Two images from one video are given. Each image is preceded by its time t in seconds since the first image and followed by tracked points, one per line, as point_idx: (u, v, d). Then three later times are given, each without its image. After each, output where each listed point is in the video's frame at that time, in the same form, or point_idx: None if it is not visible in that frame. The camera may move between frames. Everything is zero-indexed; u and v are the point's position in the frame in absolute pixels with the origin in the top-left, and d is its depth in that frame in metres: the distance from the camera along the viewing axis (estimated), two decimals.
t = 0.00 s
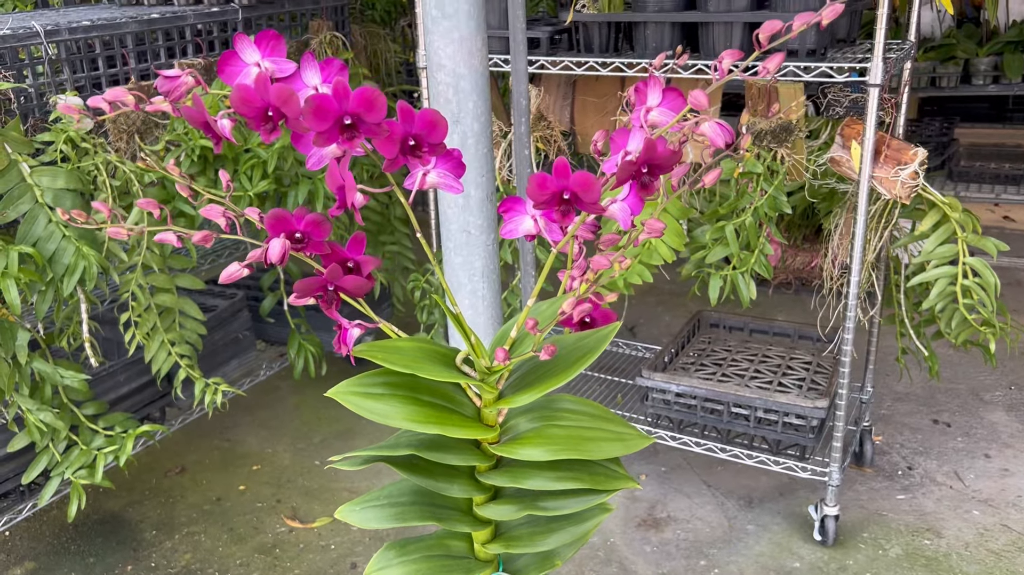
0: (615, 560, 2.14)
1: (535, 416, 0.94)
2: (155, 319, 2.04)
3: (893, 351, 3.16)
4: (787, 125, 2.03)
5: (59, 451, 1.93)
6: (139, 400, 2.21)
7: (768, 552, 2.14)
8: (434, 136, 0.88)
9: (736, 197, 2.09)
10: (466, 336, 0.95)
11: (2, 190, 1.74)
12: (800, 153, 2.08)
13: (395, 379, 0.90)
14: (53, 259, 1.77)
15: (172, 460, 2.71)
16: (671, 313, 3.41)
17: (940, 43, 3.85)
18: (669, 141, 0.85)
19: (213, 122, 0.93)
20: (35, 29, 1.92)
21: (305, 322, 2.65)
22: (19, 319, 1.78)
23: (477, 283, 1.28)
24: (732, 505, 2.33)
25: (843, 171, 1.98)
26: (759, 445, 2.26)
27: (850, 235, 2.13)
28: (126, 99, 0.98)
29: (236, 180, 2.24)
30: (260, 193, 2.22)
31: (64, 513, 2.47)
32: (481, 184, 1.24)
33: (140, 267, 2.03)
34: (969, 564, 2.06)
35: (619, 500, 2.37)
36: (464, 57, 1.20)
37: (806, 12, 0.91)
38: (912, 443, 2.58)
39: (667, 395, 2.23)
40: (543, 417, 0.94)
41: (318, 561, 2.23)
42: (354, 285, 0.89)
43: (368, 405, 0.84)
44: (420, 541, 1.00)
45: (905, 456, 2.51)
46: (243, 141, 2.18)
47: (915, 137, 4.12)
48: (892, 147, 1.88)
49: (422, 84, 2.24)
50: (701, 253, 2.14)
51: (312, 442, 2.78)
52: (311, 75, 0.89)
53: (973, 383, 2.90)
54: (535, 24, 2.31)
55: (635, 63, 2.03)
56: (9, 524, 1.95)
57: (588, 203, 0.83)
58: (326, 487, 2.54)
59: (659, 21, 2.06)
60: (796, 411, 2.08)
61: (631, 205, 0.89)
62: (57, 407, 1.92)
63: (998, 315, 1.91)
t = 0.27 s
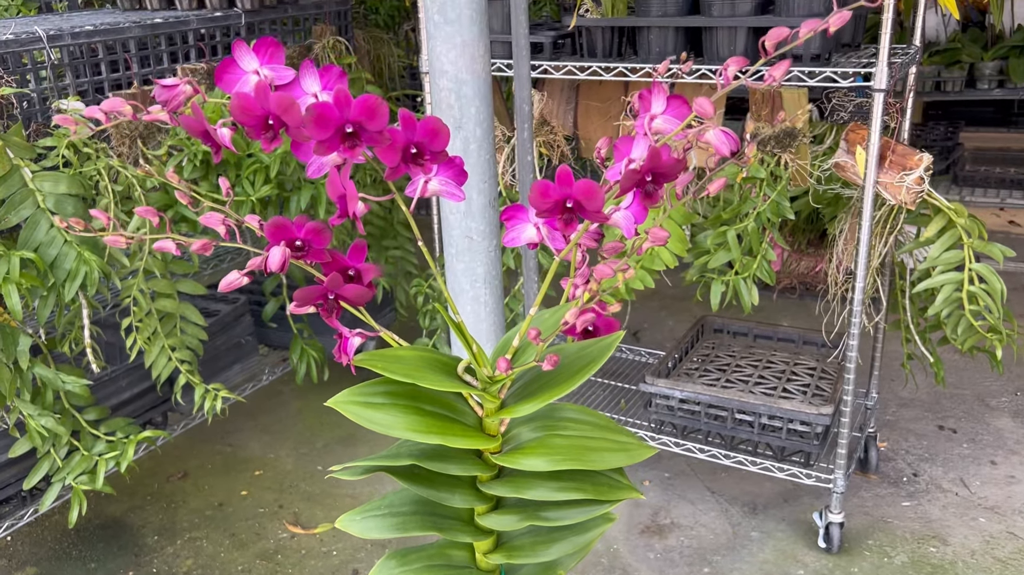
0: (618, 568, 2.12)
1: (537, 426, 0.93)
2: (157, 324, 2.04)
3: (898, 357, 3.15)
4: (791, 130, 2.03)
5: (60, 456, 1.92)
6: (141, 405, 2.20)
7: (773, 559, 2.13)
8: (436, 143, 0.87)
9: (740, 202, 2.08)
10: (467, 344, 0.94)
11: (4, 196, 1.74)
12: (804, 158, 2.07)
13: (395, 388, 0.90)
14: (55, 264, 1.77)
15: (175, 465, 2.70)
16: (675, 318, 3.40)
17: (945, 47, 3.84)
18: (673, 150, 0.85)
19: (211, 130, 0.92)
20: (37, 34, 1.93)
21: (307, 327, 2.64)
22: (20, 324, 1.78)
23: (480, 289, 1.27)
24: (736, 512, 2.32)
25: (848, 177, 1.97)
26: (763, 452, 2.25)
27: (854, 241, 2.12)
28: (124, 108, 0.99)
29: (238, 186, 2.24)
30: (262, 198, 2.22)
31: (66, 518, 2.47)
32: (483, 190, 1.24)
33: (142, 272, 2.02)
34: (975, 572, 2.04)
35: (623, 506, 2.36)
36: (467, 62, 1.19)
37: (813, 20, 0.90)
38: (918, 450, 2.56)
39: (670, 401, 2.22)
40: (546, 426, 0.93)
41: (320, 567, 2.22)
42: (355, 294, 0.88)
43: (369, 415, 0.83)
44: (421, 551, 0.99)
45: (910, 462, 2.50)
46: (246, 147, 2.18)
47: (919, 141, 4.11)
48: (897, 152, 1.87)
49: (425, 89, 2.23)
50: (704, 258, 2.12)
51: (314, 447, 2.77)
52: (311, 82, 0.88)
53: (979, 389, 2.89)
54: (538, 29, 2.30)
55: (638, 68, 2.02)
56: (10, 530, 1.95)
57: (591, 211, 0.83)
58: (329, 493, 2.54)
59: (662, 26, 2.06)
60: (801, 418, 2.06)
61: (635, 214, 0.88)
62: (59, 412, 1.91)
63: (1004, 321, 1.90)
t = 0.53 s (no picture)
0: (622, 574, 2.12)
1: (541, 435, 0.93)
2: (161, 330, 2.04)
3: (904, 362, 3.14)
4: (797, 138, 2.00)
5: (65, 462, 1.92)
6: (145, 410, 2.21)
7: (777, 566, 2.12)
8: (440, 153, 0.87)
9: (744, 207, 2.08)
10: (471, 354, 0.94)
11: (9, 202, 1.74)
12: (810, 164, 2.06)
13: (399, 398, 0.89)
14: (60, 270, 1.77)
15: (179, 470, 2.71)
16: (679, 323, 3.40)
17: (950, 52, 3.84)
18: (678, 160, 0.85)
19: (215, 140, 0.92)
20: (43, 40, 1.93)
21: (311, 332, 2.65)
22: (25, 330, 1.78)
23: (484, 296, 1.27)
24: (741, 518, 2.31)
25: (853, 182, 1.96)
26: (768, 458, 2.24)
27: (860, 246, 2.12)
28: (129, 118, 0.98)
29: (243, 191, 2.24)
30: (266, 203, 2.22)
31: (70, 523, 2.47)
32: (488, 197, 1.23)
33: (146, 278, 2.03)
34: None
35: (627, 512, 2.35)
36: (471, 69, 1.19)
37: (818, 28, 0.90)
38: (923, 456, 2.55)
39: (674, 407, 2.21)
40: (550, 436, 0.92)
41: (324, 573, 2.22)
42: (359, 304, 0.88)
43: (372, 425, 0.83)
44: (425, 560, 0.98)
45: (916, 468, 2.49)
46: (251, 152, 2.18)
47: (924, 145, 4.10)
48: (903, 157, 1.87)
49: (430, 94, 2.23)
50: (709, 264, 2.12)
51: (318, 452, 2.77)
52: (315, 92, 0.88)
53: (985, 394, 2.88)
54: (542, 34, 2.30)
55: (643, 73, 2.02)
56: (14, 535, 1.95)
57: (595, 222, 0.82)
58: (333, 498, 2.53)
59: (667, 31, 2.05)
60: (806, 424, 2.06)
61: (639, 223, 0.87)
62: (63, 418, 1.92)
63: (1011, 328, 1.88)
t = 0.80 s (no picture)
0: None
1: (549, 437, 0.93)
2: (167, 331, 2.04)
3: (910, 365, 3.13)
4: (803, 139, 2.01)
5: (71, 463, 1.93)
6: (151, 412, 2.21)
7: (784, 569, 2.11)
8: (449, 154, 0.87)
9: (751, 210, 2.06)
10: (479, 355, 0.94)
11: (17, 204, 1.74)
12: (816, 166, 2.06)
13: (407, 399, 0.89)
14: (67, 272, 1.78)
15: (185, 471, 2.71)
16: (684, 325, 3.40)
17: (957, 54, 3.83)
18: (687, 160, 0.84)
19: (225, 140, 0.93)
20: (50, 43, 1.94)
21: (317, 334, 2.65)
22: (32, 331, 1.78)
23: (491, 297, 1.27)
24: (747, 521, 2.31)
25: (860, 184, 1.96)
26: (774, 461, 2.23)
27: (866, 248, 2.11)
28: (139, 118, 0.99)
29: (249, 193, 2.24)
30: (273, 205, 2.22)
31: (77, 524, 2.47)
32: (495, 199, 1.24)
33: (153, 279, 2.03)
34: None
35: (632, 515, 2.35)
36: (478, 71, 1.19)
37: (827, 29, 0.90)
38: (930, 459, 2.54)
39: (680, 409, 2.21)
40: (558, 437, 0.92)
41: None
42: (367, 305, 0.88)
43: (381, 426, 0.83)
44: (432, 562, 0.98)
45: (922, 471, 2.48)
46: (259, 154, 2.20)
47: (930, 148, 4.10)
48: (910, 160, 1.87)
49: (436, 96, 2.23)
50: (715, 266, 2.12)
51: (324, 454, 2.77)
52: (324, 93, 0.88)
53: (992, 397, 2.87)
54: (548, 36, 2.31)
55: (649, 75, 2.02)
56: (21, 536, 1.95)
57: (604, 222, 0.82)
58: (338, 500, 2.53)
59: (673, 34, 2.05)
60: (813, 426, 2.05)
61: (648, 224, 0.88)
62: (70, 419, 1.92)
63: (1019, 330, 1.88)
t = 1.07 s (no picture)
0: None
1: (560, 436, 0.93)
2: (175, 331, 2.04)
3: (917, 366, 3.12)
4: (813, 139, 1.99)
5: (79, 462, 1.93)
6: (159, 411, 2.21)
7: (791, 570, 2.11)
8: (461, 151, 0.87)
9: (758, 210, 2.07)
10: (490, 354, 0.93)
11: (25, 203, 1.74)
12: (825, 166, 2.05)
13: (418, 398, 0.89)
14: (75, 271, 1.79)
15: (191, 471, 2.71)
16: (691, 326, 3.39)
17: (964, 54, 3.83)
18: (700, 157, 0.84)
19: (236, 139, 0.93)
20: (59, 42, 1.94)
21: (323, 334, 2.65)
22: (40, 330, 1.78)
23: (499, 296, 1.27)
24: (754, 522, 2.30)
25: (869, 185, 1.95)
26: (782, 462, 2.23)
27: (875, 248, 2.10)
28: (150, 117, 0.99)
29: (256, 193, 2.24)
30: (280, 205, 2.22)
31: (84, 524, 2.48)
32: (504, 199, 1.24)
33: (160, 279, 2.03)
34: None
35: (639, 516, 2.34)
36: (488, 70, 1.19)
37: (842, 26, 0.89)
38: (938, 460, 2.53)
39: (688, 410, 2.20)
40: (569, 436, 0.92)
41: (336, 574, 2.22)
42: (378, 303, 0.88)
43: (392, 425, 0.83)
44: (442, 561, 0.98)
45: (930, 473, 2.47)
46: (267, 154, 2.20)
47: (938, 148, 4.09)
48: (919, 160, 1.86)
49: (443, 96, 2.23)
50: (722, 266, 2.11)
51: (330, 454, 2.77)
52: (335, 91, 0.88)
53: (1000, 399, 2.86)
54: (556, 36, 2.30)
55: (657, 75, 2.02)
56: (29, 535, 1.95)
57: (616, 220, 0.81)
58: (345, 500, 2.53)
59: (681, 33, 2.05)
60: (821, 427, 2.05)
61: (660, 222, 0.87)
62: (78, 418, 1.92)
63: None
